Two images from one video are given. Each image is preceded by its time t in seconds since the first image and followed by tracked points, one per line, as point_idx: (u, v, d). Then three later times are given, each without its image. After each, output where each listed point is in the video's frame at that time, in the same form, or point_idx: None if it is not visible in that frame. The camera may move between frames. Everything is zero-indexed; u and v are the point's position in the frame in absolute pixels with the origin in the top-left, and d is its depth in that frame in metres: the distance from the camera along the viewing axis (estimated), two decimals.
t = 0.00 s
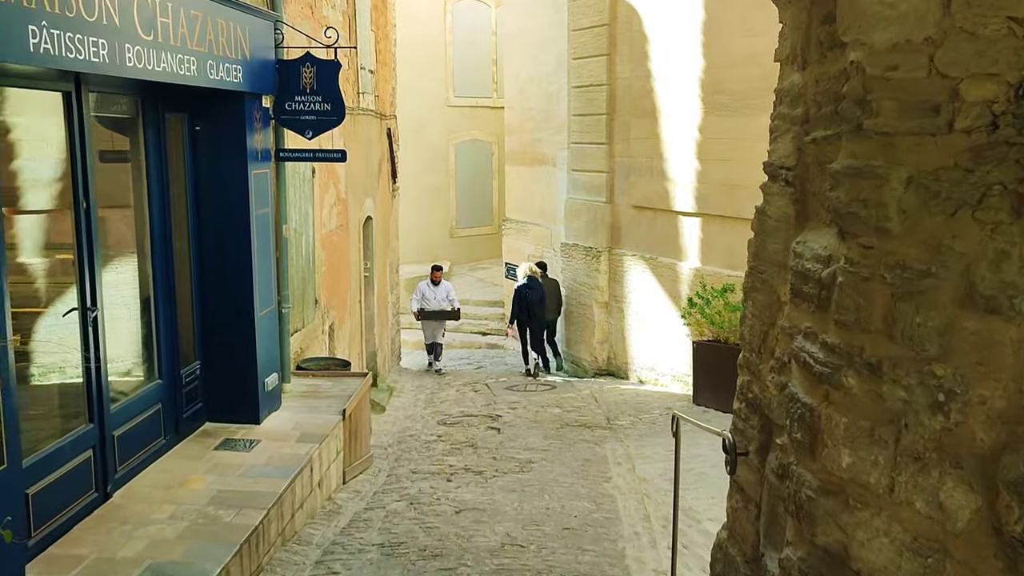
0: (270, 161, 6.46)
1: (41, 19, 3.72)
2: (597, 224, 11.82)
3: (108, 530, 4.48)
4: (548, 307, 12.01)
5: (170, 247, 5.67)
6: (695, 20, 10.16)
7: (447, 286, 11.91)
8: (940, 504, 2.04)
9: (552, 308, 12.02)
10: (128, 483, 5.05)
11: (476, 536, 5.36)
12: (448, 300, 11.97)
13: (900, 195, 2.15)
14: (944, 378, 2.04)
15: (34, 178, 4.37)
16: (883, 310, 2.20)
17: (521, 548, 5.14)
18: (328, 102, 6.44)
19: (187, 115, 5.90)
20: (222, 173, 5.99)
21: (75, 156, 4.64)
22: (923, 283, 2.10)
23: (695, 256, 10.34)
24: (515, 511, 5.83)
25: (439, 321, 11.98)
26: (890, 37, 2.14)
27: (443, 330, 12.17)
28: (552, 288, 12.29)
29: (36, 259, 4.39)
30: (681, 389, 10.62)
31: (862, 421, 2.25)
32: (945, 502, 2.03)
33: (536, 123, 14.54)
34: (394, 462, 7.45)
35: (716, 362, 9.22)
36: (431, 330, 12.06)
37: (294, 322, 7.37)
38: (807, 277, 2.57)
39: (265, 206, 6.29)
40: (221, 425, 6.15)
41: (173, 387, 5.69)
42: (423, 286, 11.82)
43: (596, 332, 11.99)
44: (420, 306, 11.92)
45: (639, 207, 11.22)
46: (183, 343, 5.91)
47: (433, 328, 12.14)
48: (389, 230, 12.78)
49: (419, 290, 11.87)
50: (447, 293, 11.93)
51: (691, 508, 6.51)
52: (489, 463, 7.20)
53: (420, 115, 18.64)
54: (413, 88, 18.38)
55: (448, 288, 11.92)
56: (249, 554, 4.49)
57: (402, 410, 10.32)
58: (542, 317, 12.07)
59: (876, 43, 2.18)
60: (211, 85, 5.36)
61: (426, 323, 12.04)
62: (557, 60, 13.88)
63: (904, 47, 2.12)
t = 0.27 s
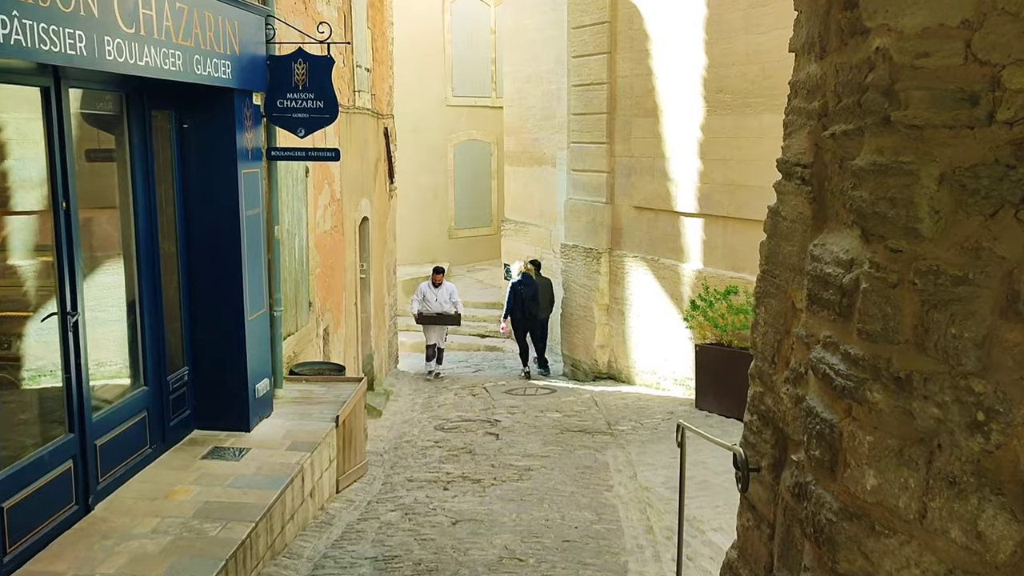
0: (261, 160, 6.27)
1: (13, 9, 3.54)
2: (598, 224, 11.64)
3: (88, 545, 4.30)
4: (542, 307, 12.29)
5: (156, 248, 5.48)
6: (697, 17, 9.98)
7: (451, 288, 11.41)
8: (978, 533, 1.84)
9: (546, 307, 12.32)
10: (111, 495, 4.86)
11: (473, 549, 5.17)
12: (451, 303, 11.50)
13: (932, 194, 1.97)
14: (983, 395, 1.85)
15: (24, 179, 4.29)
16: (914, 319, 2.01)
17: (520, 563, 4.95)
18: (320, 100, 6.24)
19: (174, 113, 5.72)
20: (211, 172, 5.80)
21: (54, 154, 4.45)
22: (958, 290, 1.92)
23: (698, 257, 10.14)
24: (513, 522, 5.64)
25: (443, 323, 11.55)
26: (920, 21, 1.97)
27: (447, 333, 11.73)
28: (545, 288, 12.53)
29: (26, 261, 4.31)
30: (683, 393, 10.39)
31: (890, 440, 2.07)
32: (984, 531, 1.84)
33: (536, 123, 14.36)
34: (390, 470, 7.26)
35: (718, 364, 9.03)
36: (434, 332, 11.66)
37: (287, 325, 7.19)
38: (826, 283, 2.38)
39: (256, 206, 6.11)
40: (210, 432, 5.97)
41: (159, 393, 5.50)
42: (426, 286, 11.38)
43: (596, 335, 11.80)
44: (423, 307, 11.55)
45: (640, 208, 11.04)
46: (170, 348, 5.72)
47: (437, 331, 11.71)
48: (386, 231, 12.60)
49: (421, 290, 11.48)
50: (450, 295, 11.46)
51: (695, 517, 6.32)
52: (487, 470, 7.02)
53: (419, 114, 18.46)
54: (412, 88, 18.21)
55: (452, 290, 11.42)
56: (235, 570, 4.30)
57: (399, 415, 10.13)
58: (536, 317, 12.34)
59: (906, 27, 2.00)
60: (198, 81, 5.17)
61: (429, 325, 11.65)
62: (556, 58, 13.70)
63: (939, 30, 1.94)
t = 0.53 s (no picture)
0: (257, 160, 6.13)
1: None
2: (600, 226, 11.49)
3: (76, 559, 4.15)
4: (536, 312, 12.18)
5: (149, 251, 5.34)
6: (701, 15, 9.83)
7: (453, 289, 11.00)
8: None
9: (540, 312, 12.21)
10: (101, 505, 4.72)
11: (475, 560, 5.03)
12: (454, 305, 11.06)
13: (973, 194, 1.84)
14: None
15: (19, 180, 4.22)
16: (952, 330, 1.88)
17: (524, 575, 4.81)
18: (318, 98, 6.10)
19: (167, 112, 5.58)
20: (206, 173, 5.66)
21: (40, 152, 4.31)
22: (1004, 298, 1.79)
23: (702, 259, 9.99)
24: (516, 532, 5.49)
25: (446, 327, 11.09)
26: (959, 9, 1.84)
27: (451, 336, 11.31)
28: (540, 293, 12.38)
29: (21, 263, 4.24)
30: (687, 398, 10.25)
31: (924, 460, 1.93)
32: None
33: (537, 123, 14.22)
34: (389, 476, 7.11)
35: (723, 368, 8.88)
36: (438, 337, 11.22)
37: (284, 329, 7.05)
38: (851, 289, 2.24)
39: (252, 208, 5.97)
40: (205, 439, 5.82)
41: (152, 400, 5.36)
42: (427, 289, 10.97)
43: (598, 338, 11.65)
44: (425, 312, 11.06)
45: (643, 209, 10.89)
46: (163, 353, 5.58)
47: (441, 336, 11.25)
48: (386, 233, 12.46)
49: (422, 295, 10.96)
50: (453, 297, 11.01)
51: (701, 526, 6.18)
52: (489, 477, 6.87)
53: (419, 115, 18.32)
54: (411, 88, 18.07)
55: (454, 291, 11.02)
56: None
57: (398, 419, 9.98)
58: (530, 321, 12.23)
59: (944, 15, 1.87)
60: (192, 78, 5.03)
61: (432, 331, 11.20)
62: (558, 58, 13.56)
63: (981, 19, 1.82)
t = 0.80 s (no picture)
0: (257, 160, 5.99)
1: None
2: (604, 227, 11.35)
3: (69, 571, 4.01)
4: (531, 310, 12.17)
5: (145, 252, 5.19)
6: (708, 13, 9.69)
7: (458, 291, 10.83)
8: None
9: (534, 310, 12.20)
10: (95, 514, 4.57)
11: (480, 571, 4.88)
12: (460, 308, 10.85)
13: None
14: None
15: (14, 180, 4.10)
16: (1005, 337, 1.74)
17: None
18: (319, 96, 5.97)
19: (165, 109, 5.45)
20: (204, 172, 5.52)
21: (32, 151, 4.17)
22: None
23: (709, 261, 9.84)
24: (522, 542, 5.34)
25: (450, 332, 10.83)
26: None
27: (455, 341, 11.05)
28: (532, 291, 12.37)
29: (18, 265, 4.13)
30: (693, 402, 10.11)
31: (973, 477, 1.79)
32: None
33: (540, 124, 14.09)
34: (392, 483, 6.96)
35: (731, 372, 8.71)
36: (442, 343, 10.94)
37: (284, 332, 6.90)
38: (888, 293, 2.10)
39: (252, 209, 5.83)
40: (203, 445, 5.68)
41: (148, 405, 5.21)
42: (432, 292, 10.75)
43: (603, 341, 11.50)
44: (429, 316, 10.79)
45: (648, 210, 10.75)
46: (160, 357, 5.43)
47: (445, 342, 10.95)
48: (387, 235, 12.32)
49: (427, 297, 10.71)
50: (458, 299, 10.81)
51: (711, 534, 6.03)
52: (493, 484, 6.72)
53: (421, 116, 18.18)
54: (413, 89, 17.94)
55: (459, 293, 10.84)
56: None
57: (401, 423, 9.84)
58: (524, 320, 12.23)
59: None
60: (189, 74, 4.90)
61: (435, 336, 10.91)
62: (562, 57, 13.43)
63: None
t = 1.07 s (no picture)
0: (259, 163, 5.85)
1: None
2: (610, 231, 11.20)
3: None
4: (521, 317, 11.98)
5: (144, 257, 5.05)
6: (717, 14, 9.55)
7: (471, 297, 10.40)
8: None
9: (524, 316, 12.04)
10: (91, 529, 4.43)
11: None
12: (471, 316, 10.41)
13: None
14: None
15: (9, 183, 3.96)
16: None
17: None
18: (322, 98, 5.83)
19: (164, 111, 5.31)
20: (204, 175, 5.38)
21: (26, 153, 4.03)
22: None
23: (717, 266, 9.68)
24: (531, 556, 5.20)
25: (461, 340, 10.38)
26: None
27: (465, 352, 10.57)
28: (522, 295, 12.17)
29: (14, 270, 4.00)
30: (700, 409, 9.96)
31: None
32: None
33: (545, 127, 13.96)
34: (396, 493, 6.81)
35: (740, 377, 8.55)
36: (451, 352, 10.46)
37: (286, 339, 6.75)
38: (936, 303, 1.96)
39: (254, 213, 5.69)
40: (202, 455, 5.53)
41: (147, 415, 5.06)
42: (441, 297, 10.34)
43: (608, 347, 11.35)
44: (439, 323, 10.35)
45: (655, 214, 10.61)
46: (159, 365, 5.28)
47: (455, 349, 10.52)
48: (390, 239, 12.17)
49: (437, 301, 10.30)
50: (470, 306, 10.39)
51: (724, 546, 5.88)
52: (500, 494, 6.58)
53: (424, 119, 18.05)
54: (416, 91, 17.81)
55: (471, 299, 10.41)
56: None
57: (404, 431, 9.69)
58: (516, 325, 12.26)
59: None
60: (189, 75, 4.76)
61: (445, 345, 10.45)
62: (567, 60, 13.30)
63: None
